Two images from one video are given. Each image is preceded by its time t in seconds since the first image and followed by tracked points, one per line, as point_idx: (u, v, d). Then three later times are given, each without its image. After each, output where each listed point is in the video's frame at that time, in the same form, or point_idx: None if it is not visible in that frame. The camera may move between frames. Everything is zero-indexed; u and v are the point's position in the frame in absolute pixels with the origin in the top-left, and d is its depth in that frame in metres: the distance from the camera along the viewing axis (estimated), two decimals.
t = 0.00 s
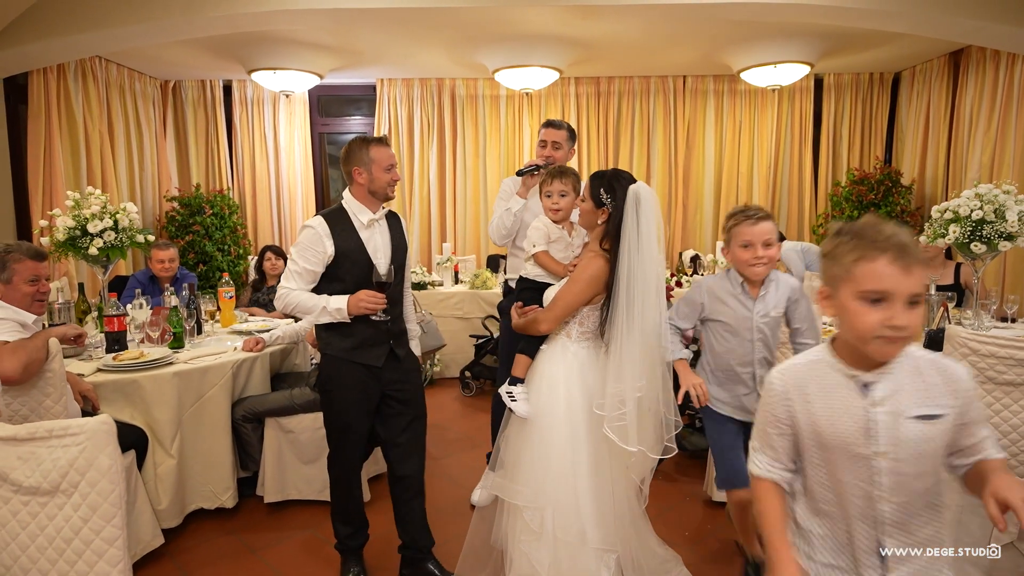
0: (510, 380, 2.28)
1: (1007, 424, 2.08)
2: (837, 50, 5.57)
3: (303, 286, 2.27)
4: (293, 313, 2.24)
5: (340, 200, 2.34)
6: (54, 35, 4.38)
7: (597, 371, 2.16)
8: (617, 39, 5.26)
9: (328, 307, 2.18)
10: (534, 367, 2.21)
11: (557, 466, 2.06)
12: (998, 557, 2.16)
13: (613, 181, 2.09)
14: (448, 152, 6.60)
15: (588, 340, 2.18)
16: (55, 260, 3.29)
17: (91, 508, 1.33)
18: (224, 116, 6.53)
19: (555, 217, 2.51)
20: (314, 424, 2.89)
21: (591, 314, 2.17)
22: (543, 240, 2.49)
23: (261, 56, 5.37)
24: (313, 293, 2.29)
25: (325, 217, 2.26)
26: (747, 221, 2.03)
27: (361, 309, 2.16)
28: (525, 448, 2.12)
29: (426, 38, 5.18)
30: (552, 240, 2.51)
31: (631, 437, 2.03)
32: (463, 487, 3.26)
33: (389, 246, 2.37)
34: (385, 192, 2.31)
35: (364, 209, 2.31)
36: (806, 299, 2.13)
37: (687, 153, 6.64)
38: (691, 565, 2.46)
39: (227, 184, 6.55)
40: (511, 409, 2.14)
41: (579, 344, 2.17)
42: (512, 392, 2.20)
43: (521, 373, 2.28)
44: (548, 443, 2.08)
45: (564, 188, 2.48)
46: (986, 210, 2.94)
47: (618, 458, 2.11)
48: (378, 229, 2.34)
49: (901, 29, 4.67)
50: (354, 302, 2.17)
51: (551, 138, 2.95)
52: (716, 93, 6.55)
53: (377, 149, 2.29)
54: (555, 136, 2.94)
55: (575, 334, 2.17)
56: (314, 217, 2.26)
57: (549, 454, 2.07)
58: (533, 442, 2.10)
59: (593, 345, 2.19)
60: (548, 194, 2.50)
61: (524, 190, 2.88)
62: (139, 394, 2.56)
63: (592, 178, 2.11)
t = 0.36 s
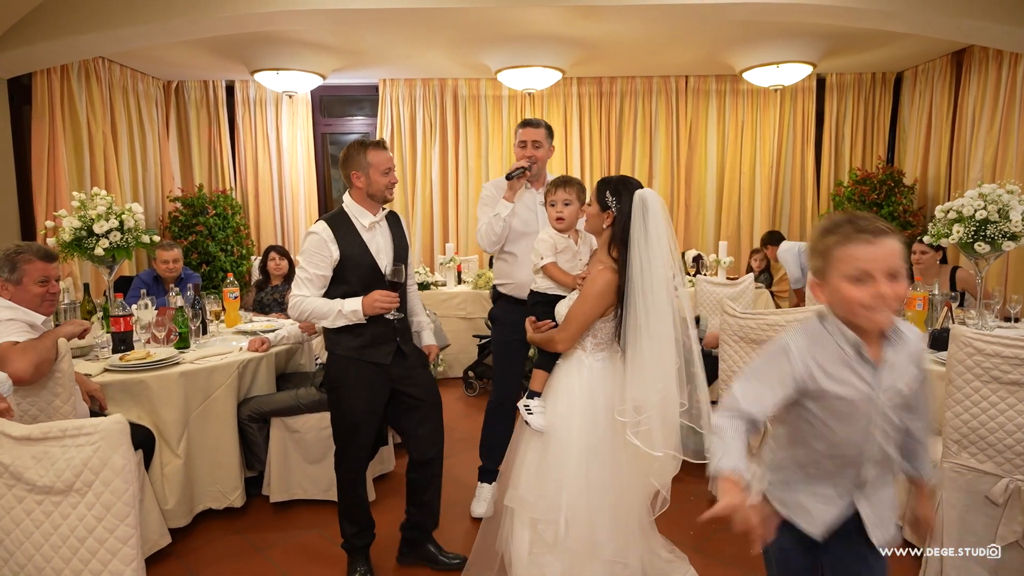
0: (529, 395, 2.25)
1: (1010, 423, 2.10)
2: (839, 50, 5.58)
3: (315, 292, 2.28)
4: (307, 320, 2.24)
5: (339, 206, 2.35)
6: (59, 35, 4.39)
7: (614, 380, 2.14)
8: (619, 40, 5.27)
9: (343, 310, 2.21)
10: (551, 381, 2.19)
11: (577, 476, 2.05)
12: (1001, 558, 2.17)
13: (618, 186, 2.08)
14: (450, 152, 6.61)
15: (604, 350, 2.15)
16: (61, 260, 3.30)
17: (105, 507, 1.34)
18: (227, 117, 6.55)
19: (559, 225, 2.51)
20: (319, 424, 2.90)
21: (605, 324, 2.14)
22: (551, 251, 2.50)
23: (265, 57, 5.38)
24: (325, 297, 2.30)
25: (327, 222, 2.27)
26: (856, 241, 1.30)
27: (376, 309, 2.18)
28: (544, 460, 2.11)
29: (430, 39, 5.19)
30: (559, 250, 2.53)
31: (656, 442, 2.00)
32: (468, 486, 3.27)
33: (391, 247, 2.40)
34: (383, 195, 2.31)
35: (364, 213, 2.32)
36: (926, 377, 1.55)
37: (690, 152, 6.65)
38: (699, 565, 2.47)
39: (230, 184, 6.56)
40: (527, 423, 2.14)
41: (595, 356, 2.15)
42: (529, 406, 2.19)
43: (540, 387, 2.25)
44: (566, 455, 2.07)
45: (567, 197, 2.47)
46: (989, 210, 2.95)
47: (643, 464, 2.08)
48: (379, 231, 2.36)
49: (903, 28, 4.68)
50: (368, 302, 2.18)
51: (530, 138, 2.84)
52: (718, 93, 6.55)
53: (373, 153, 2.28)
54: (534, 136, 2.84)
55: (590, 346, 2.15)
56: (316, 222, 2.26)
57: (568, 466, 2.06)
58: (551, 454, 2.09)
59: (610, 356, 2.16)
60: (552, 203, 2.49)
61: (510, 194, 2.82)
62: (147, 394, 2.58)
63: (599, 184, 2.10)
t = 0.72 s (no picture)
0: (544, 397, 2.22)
1: (1020, 423, 2.09)
2: (843, 49, 5.57)
3: (341, 287, 2.31)
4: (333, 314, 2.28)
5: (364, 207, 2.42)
6: (62, 33, 4.38)
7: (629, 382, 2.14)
8: (624, 38, 5.27)
9: (365, 304, 2.24)
10: (566, 382, 2.19)
11: (594, 477, 2.04)
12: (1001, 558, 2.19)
13: (631, 183, 2.09)
14: (453, 151, 6.60)
15: (619, 351, 2.16)
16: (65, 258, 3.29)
17: (119, 506, 1.34)
18: (229, 115, 6.53)
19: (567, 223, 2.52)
20: (326, 423, 2.89)
21: (620, 324, 2.16)
22: (560, 254, 2.55)
23: (268, 55, 5.37)
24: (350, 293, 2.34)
25: (351, 221, 2.34)
26: None
27: (394, 303, 2.19)
28: (559, 460, 2.11)
29: (434, 37, 5.18)
30: (569, 251, 2.56)
31: (672, 447, 1.99)
32: (474, 485, 3.27)
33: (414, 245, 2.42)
34: (400, 193, 2.33)
35: (385, 211, 2.36)
36: None
37: (693, 151, 6.64)
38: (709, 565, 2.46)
39: (232, 182, 6.55)
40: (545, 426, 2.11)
41: (611, 356, 2.15)
42: (545, 407, 2.16)
43: (556, 389, 2.23)
44: (582, 457, 2.06)
45: (576, 193, 2.46)
46: (997, 210, 2.94)
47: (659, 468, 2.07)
48: (400, 229, 2.39)
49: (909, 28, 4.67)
50: (387, 297, 2.20)
51: (495, 138, 2.63)
52: (722, 92, 6.54)
53: (389, 154, 2.30)
54: (502, 135, 2.62)
55: (606, 346, 2.15)
56: (341, 222, 2.34)
57: (584, 467, 2.05)
58: (566, 456, 2.09)
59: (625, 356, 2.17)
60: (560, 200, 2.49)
61: (490, 200, 2.62)
62: (153, 392, 2.56)
63: (612, 181, 2.12)
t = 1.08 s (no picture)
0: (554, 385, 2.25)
1: None
2: (843, 49, 5.58)
3: (348, 277, 2.31)
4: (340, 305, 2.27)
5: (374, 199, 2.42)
6: (62, 33, 4.37)
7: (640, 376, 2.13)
8: (624, 38, 5.26)
9: (372, 297, 2.23)
10: (578, 375, 2.17)
11: (606, 472, 2.03)
12: (1001, 557, 2.19)
13: (645, 178, 2.06)
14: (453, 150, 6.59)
15: (632, 343, 2.15)
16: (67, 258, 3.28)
17: (128, 506, 1.34)
18: (229, 115, 6.52)
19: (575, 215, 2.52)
20: (329, 423, 2.88)
21: (633, 316, 2.15)
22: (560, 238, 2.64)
23: (268, 55, 5.36)
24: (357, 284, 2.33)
25: (361, 214, 2.36)
26: None
27: (402, 298, 2.20)
28: (570, 454, 2.09)
29: (435, 37, 5.17)
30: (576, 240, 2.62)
31: (682, 448, 2.00)
32: (477, 484, 3.26)
33: (421, 241, 2.41)
34: (402, 188, 2.32)
35: (394, 206, 2.36)
36: None
37: (693, 151, 6.64)
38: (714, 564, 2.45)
39: (232, 182, 6.53)
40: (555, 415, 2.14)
41: (624, 348, 2.14)
42: (555, 397, 2.19)
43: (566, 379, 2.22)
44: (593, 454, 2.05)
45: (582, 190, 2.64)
46: (1000, 209, 2.95)
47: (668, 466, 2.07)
48: (408, 225, 2.39)
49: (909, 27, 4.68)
50: (395, 292, 2.20)
51: (478, 144, 2.53)
52: (722, 91, 6.55)
53: (397, 150, 2.28)
54: (485, 139, 2.52)
55: (619, 338, 2.15)
56: (352, 214, 2.35)
57: (596, 462, 2.04)
58: (577, 451, 2.08)
59: (637, 349, 2.16)
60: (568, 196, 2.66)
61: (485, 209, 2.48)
62: (155, 392, 2.54)
63: (622, 174, 2.08)
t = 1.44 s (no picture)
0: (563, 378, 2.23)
1: None
2: (844, 48, 5.57)
3: (346, 269, 2.30)
4: (337, 297, 2.27)
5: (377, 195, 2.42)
6: (61, 32, 4.35)
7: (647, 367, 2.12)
8: (625, 36, 5.26)
9: (371, 291, 2.23)
10: (585, 368, 2.16)
11: (613, 469, 2.02)
12: (1001, 557, 2.19)
13: (650, 176, 2.05)
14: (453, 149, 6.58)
15: (639, 336, 2.14)
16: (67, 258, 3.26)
17: (133, 506, 1.33)
18: (229, 114, 6.50)
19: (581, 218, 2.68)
20: (331, 423, 2.87)
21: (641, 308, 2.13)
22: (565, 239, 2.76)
23: (268, 54, 5.34)
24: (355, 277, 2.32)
25: (364, 208, 2.36)
26: None
27: (401, 293, 2.19)
28: (576, 450, 2.09)
29: (435, 35, 5.16)
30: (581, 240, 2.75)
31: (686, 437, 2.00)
32: (479, 484, 3.26)
33: (420, 239, 2.40)
34: (406, 184, 2.31)
35: (396, 203, 2.35)
36: None
37: (694, 150, 6.63)
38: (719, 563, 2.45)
39: (232, 182, 6.52)
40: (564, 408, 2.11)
41: (632, 341, 2.13)
42: (563, 390, 2.17)
43: (573, 372, 2.23)
44: (600, 444, 2.05)
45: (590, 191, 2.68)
46: (1003, 207, 2.94)
47: (674, 457, 2.07)
48: (409, 223, 2.38)
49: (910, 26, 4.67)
50: (395, 287, 2.19)
51: (476, 146, 2.52)
52: (722, 90, 6.54)
53: (406, 147, 2.30)
54: (484, 141, 2.51)
55: (627, 331, 2.13)
56: (354, 207, 2.36)
57: (601, 458, 2.03)
58: (584, 442, 2.07)
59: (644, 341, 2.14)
60: (577, 195, 2.70)
61: (485, 213, 2.46)
62: (157, 391, 2.53)
63: (629, 173, 2.05)
